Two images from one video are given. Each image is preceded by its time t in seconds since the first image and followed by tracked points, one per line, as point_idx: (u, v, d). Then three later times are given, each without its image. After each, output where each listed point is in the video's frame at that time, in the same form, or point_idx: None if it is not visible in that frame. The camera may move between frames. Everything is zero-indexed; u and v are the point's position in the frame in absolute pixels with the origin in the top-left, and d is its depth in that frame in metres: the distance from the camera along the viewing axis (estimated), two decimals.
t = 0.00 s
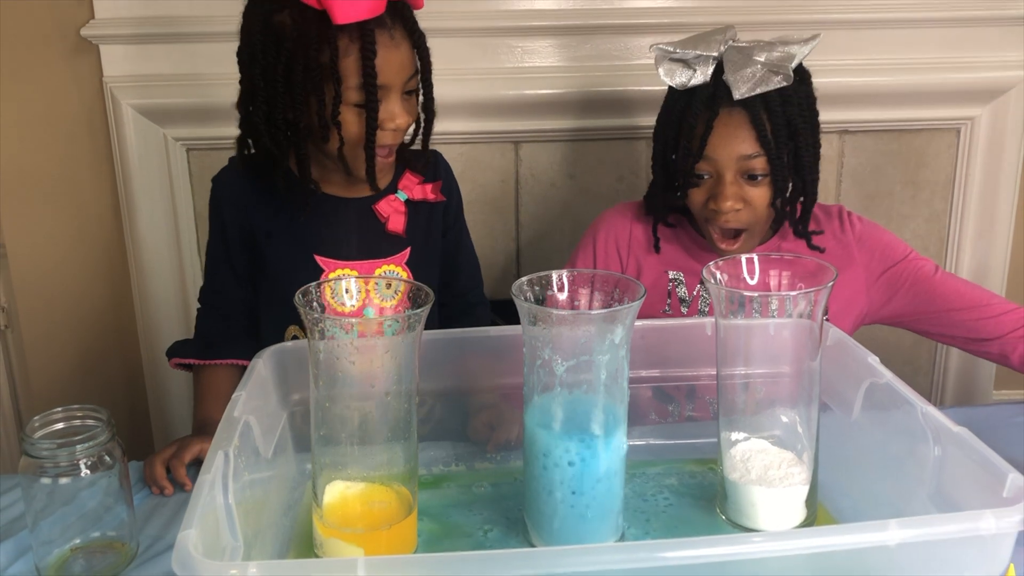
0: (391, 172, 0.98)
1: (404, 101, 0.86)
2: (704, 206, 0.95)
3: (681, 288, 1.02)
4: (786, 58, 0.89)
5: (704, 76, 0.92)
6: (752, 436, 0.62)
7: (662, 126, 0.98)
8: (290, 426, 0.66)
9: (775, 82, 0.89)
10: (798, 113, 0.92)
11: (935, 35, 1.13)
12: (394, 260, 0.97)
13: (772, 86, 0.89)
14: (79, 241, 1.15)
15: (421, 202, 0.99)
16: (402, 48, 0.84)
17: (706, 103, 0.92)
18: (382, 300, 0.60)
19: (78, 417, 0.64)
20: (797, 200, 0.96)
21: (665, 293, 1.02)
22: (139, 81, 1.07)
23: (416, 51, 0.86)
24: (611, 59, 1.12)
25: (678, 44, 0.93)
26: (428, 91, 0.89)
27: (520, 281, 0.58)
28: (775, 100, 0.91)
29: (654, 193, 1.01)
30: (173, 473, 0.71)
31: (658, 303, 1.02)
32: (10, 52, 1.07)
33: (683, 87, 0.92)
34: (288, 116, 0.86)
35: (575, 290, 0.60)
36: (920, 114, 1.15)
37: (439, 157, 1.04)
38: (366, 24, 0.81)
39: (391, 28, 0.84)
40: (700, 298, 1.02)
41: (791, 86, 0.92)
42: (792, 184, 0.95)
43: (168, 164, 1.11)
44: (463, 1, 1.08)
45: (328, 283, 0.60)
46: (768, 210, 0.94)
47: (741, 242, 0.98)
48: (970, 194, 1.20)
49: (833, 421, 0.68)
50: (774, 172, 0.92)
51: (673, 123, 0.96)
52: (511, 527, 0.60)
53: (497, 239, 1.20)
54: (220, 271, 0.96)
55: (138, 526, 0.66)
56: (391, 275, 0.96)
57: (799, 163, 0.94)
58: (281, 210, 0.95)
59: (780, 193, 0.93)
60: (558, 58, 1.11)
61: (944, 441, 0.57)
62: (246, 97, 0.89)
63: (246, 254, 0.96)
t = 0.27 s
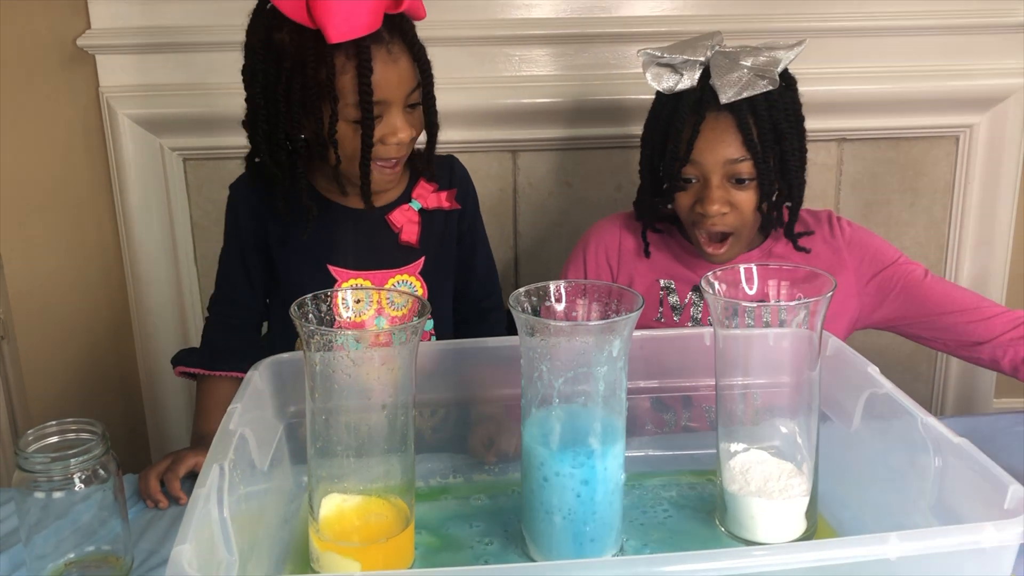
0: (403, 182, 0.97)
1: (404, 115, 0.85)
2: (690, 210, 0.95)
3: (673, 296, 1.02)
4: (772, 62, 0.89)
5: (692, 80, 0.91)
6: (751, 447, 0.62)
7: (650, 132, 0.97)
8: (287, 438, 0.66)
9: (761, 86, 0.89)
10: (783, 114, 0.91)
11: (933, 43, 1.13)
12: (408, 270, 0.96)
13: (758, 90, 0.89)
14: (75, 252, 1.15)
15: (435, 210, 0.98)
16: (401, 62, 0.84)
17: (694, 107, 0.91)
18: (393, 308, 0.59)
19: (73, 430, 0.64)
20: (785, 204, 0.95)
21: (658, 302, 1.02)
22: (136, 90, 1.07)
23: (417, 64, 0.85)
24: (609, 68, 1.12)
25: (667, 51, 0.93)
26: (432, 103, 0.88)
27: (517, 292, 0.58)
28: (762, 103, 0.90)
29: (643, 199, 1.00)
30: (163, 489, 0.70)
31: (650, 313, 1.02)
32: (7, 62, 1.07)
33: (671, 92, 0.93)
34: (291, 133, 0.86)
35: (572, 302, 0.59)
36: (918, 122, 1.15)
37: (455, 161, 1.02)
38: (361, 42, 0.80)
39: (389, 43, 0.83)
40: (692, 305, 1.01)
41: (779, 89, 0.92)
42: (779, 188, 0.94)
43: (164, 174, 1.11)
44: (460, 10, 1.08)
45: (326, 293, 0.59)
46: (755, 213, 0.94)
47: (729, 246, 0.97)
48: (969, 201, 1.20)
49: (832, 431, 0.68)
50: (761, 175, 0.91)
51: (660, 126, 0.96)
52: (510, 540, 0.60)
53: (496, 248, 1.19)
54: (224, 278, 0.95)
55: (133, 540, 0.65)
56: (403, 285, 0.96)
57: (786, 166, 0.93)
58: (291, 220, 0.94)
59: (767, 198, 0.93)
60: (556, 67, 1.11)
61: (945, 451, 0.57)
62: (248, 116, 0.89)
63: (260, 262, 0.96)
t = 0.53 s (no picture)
0: (406, 181, 0.95)
1: (391, 128, 0.84)
2: (670, 217, 0.94)
3: (659, 302, 1.02)
4: (743, 66, 0.89)
5: (665, 88, 0.91)
6: (747, 454, 0.61)
7: (626, 142, 0.97)
8: (282, 445, 0.65)
9: (733, 91, 0.88)
10: (757, 118, 0.91)
11: (928, 50, 1.13)
12: (409, 272, 0.95)
13: (730, 96, 0.88)
14: (70, 259, 1.14)
15: (439, 213, 0.96)
16: (385, 77, 0.82)
17: (667, 115, 0.92)
18: (392, 308, 0.58)
19: (66, 438, 0.64)
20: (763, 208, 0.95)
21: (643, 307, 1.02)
22: (130, 97, 1.07)
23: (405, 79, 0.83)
24: (604, 75, 1.12)
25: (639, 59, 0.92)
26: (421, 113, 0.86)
27: (513, 298, 0.58)
28: (735, 108, 0.90)
29: (622, 209, 1.00)
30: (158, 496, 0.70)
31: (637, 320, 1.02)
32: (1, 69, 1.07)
33: (644, 101, 0.92)
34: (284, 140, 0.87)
35: (567, 309, 0.59)
36: (913, 128, 1.15)
37: (462, 162, 1.00)
38: (341, 56, 0.80)
39: (372, 56, 0.82)
40: (678, 310, 1.01)
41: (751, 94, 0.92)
42: (756, 193, 0.94)
43: (159, 181, 1.11)
44: (455, 17, 1.08)
45: (317, 302, 0.59)
46: (733, 218, 0.93)
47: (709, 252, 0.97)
48: (965, 207, 1.20)
49: (828, 437, 0.68)
50: (737, 180, 0.91)
51: (635, 134, 0.95)
52: (506, 548, 0.59)
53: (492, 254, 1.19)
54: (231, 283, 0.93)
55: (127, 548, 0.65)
56: (402, 287, 0.95)
57: (762, 170, 0.93)
58: (302, 227, 0.94)
59: (745, 202, 0.93)
60: (550, 74, 1.11)
61: (942, 458, 0.56)
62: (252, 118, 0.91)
63: (272, 263, 0.95)
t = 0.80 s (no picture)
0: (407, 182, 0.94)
1: (386, 135, 0.84)
2: (661, 225, 0.94)
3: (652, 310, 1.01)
4: (727, 72, 0.90)
5: (649, 97, 0.91)
6: (744, 461, 0.61)
7: (613, 151, 0.97)
8: (278, 454, 0.65)
9: (719, 98, 0.89)
10: (743, 123, 0.92)
11: (924, 57, 1.13)
12: (407, 269, 0.94)
13: (716, 102, 0.89)
14: (65, 266, 1.14)
15: (438, 215, 0.95)
16: (379, 84, 0.82)
17: (654, 124, 0.92)
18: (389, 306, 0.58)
19: (59, 448, 0.63)
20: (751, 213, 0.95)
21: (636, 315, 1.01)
22: (126, 105, 1.07)
23: (400, 88, 0.82)
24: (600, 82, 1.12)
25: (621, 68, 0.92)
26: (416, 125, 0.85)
27: (508, 307, 0.58)
28: (721, 114, 0.91)
29: (608, 217, 1.00)
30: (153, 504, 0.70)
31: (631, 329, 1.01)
32: None
33: (630, 110, 0.92)
34: (283, 144, 0.87)
35: (563, 317, 0.59)
36: (909, 135, 1.16)
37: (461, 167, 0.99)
38: (333, 61, 0.80)
39: (367, 64, 0.81)
40: (671, 314, 1.01)
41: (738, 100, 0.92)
42: (744, 198, 0.94)
43: (155, 188, 1.11)
44: (452, 24, 1.08)
45: (313, 310, 0.59)
46: (724, 223, 0.94)
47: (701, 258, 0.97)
48: (960, 214, 1.20)
49: (825, 445, 0.68)
50: (726, 186, 0.91)
51: (622, 143, 0.95)
52: (503, 558, 0.59)
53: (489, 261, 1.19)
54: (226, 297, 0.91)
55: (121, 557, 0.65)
56: (401, 285, 0.94)
57: (749, 175, 0.93)
58: (301, 233, 0.93)
59: (734, 207, 0.93)
60: (546, 81, 1.11)
61: (938, 465, 0.56)
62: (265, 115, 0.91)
63: (273, 261, 0.93)
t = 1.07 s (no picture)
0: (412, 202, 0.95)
1: (390, 153, 0.84)
2: (679, 239, 0.94)
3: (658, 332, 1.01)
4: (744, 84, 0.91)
5: (665, 111, 0.91)
6: (744, 478, 0.61)
7: (623, 168, 0.97)
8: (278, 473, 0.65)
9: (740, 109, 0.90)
10: (759, 134, 0.93)
11: (921, 73, 1.14)
12: (411, 289, 0.94)
13: (737, 112, 0.89)
14: (65, 283, 1.14)
15: (444, 237, 0.96)
16: (384, 103, 0.82)
17: (673, 137, 0.92)
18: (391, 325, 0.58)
19: (59, 467, 0.63)
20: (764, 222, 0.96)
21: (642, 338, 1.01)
22: (126, 123, 1.08)
23: (405, 106, 0.83)
24: (599, 98, 1.12)
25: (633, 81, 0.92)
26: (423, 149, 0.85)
27: (507, 324, 0.58)
28: (739, 126, 0.92)
29: (620, 231, 1.00)
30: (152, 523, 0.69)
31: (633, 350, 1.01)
32: None
33: (646, 124, 0.92)
34: (291, 158, 0.87)
35: (563, 333, 0.59)
36: (907, 151, 1.16)
37: (467, 195, 1.00)
38: (341, 77, 0.81)
39: (373, 81, 0.82)
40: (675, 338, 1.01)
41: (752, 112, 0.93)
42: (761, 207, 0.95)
43: (155, 205, 1.11)
44: (451, 42, 1.08)
45: (313, 328, 0.59)
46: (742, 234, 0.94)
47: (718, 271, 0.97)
48: (959, 229, 1.20)
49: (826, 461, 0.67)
50: (747, 197, 0.92)
51: (633, 159, 0.95)
52: None
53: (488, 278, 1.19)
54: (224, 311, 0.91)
55: None
56: (406, 305, 0.93)
57: (766, 185, 0.94)
58: (306, 246, 0.92)
59: (755, 218, 0.94)
60: (546, 98, 1.12)
61: (939, 482, 0.57)
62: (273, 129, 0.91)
63: (274, 276, 0.93)
